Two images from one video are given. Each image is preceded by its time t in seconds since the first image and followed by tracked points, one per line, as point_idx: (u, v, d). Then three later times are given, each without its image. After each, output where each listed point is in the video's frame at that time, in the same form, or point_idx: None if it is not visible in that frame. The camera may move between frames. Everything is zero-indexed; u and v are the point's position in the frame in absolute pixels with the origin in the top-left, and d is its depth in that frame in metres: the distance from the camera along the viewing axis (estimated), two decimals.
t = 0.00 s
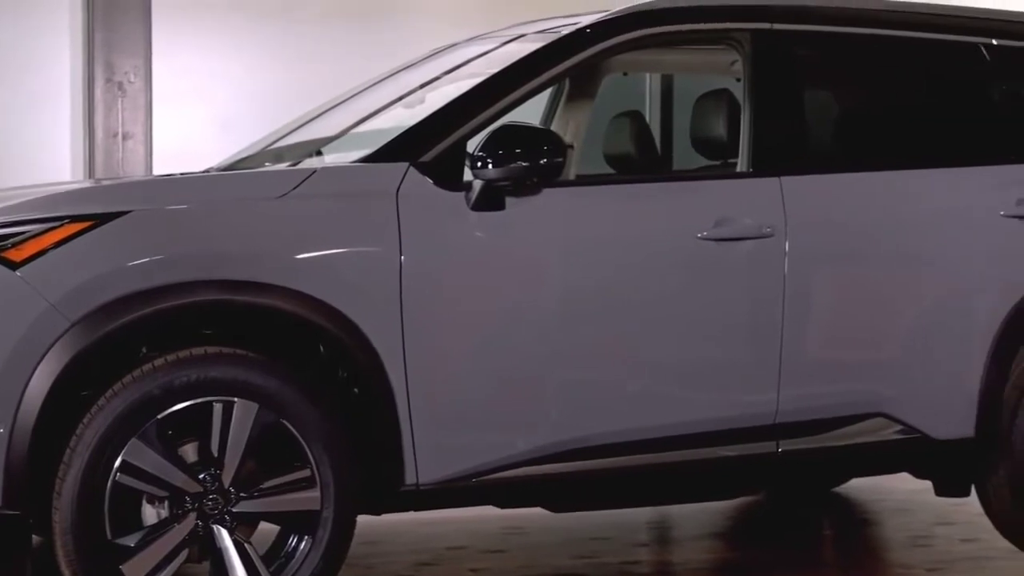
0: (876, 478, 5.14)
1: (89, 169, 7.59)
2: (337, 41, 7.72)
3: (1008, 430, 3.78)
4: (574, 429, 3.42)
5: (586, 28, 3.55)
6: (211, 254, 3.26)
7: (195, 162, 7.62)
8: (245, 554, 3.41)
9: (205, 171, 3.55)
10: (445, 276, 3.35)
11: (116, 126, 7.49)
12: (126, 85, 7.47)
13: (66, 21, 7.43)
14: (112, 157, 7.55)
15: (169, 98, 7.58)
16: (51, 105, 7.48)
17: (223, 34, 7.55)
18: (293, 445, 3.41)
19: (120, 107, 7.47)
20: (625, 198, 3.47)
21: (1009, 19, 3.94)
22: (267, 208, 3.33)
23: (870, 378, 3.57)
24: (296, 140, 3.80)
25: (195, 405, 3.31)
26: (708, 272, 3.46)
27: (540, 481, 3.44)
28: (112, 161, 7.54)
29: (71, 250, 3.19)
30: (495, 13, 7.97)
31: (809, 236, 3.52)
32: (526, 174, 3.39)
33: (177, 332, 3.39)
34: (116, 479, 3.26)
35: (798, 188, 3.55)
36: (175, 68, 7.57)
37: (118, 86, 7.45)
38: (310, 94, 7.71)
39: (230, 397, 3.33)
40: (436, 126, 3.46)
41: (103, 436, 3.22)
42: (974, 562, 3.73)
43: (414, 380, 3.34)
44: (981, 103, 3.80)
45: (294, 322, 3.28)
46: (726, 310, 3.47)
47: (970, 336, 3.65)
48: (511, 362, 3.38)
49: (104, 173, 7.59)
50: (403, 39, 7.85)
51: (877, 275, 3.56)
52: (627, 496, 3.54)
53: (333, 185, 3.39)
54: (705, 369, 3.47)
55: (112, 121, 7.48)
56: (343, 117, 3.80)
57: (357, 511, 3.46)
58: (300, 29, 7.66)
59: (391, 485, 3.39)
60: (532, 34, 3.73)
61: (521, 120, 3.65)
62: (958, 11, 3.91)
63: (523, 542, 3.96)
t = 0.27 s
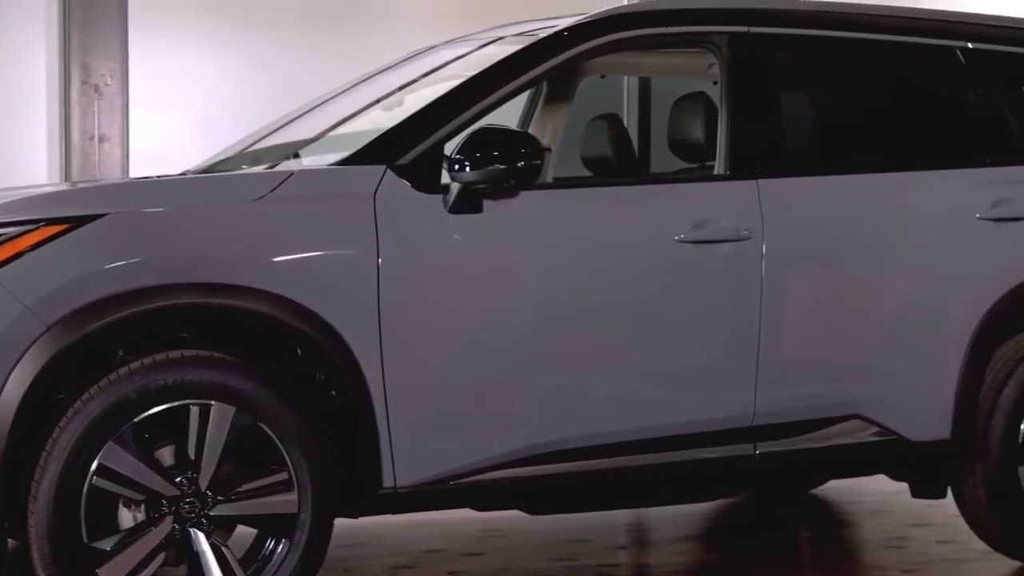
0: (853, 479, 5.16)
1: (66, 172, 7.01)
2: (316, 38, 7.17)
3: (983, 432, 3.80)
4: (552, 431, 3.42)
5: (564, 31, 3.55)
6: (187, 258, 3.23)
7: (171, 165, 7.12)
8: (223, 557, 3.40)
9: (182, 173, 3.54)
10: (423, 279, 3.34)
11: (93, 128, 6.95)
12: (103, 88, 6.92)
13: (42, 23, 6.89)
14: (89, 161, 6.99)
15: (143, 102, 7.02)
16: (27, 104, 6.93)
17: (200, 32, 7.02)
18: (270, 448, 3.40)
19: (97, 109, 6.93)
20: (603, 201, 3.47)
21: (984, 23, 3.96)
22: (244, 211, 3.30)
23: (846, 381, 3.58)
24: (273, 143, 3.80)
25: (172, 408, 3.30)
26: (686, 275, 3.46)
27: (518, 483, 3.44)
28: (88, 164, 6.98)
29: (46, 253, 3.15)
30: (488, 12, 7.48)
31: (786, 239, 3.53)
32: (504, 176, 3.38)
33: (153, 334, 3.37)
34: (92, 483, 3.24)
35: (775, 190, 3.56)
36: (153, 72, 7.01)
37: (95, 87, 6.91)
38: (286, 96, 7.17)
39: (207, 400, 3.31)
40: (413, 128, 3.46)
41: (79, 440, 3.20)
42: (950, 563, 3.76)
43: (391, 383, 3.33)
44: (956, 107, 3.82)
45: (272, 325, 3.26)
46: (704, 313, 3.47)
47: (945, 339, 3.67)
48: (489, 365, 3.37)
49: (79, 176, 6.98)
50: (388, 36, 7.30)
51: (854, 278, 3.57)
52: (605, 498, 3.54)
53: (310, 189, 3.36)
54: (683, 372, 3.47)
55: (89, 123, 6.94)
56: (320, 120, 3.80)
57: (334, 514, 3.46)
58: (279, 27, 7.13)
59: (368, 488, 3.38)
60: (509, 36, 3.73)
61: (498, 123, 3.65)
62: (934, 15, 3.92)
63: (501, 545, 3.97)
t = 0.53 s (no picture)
0: (840, 480, 5.18)
1: (52, 171, 6.90)
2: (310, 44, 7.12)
3: (969, 432, 3.82)
4: (539, 431, 3.42)
5: (551, 31, 3.55)
6: (174, 258, 3.22)
7: (156, 168, 7.02)
8: (210, 558, 3.39)
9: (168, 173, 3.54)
10: (409, 280, 3.34)
11: (79, 129, 6.84)
12: (89, 88, 6.83)
13: (28, 23, 6.77)
14: (74, 161, 6.88)
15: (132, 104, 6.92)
16: (10, 105, 6.80)
17: (190, 37, 6.93)
18: (257, 448, 3.40)
19: (83, 109, 6.83)
20: (590, 202, 3.47)
21: (968, 24, 3.97)
22: (231, 211, 3.29)
23: (832, 381, 3.59)
24: (259, 142, 3.80)
25: (158, 408, 3.29)
26: (673, 275, 3.46)
27: (505, 483, 3.44)
28: (74, 164, 6.87)
29: (32, 253, 3.13)
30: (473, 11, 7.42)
31: (773, 239, 3.53)
32: (491, 176, 3.38)
33: (139, 334, 3.36)
34: (78, 484, 3.22)
35: (761, 191, 3.56)
36: (139, 72, 6.90)
37: (81, 88, 6.81)
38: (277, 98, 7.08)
39: (193, 400, 3.31)
40: (400, 128, 3.45)
41: (65, 440, 3.19)
42: (936, 563, 3.78)
43: (378, 383, 3.33)
44: (941, 107, 3.83)
45: (259, 326, 3.26)
46: (691, 313, 3.47)
47: (931, 338, 3.68)
48: (476, 366, 3.37)
49: (64, 177, 6.87)
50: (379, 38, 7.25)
51: (840, 278, 3.58)
52: (591, 498, 3.54)
53: (296, 189, 3.35)
54: (670, 372, 3.47)
55: (75, 123, 6.83)
56: (307, 120, 3.80)
57: (321, 514, 3.46)
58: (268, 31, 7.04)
59: (355, 488, 3.38)
60: (496, 37, 3.73)
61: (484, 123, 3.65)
62: (919, 15, 3.93)
63: (487, 545, 3.97)
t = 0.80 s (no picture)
0: (822, 480, 5.20)
1: (33, 172, 6.81)
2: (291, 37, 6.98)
3: (948, 431, 3.83)
4: (520, 432, 3.42)
5: (531, 31, 3.55)
6: (153, 258, 3.20)
7: (133, 170, 6.91)
8: (190, 560, 3.37)
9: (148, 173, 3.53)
10: (390, 280, 3.33)
11: (58, 128, 6.79)
12: (69, 87, 6.77)
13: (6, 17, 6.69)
14: (54, 160, 6.82)
15: (113, 102, 6.83)
16: None
17: (168, 36, 6.81)
18: (237, 449, 3.39)
19: (62, 109, 6.77)
20: (571, 202, 3.47)
21: (949, 24, 3.98)
22: (210, 211, 3.28)
23: (812, 380, 3.60)
24: (240, 142, 3.79)
25: (138, 409, 3.28)
26: (653, 275, 3.47)
27: (486, 484, 3.44)
28: (53, 165, 6.81)
29: (11, 253, 3.10)
30: (458, 10, 7.23)
31: (753, 239, 3.54)
32: (472, 176, 3.38)
33: (119, 335, 3.35)
34: (57, 484, 3.21)
35: (742, 191, 3.57)
36: (116, 69, 6.82)
37: (61, 87, 6.76)
38: (255, 91, 6.95)
39: (173, 401, 3.29)
40: (381, 129, 3.45)
41: (44, 441, 3.17)
42: (914, 562, 3.80)
43: (359, 384, 3.32)
44: (920, 107, 3.84)
45: (239, 326, 3.24)
46: (671, 313, 3.48)
47: (910, 338, 3.70)
48: (457, 367, 3.37)
49: (43, 178, 6.81)
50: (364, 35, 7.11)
51: (820, 278, 3.59)
52: (572, 498, 3.54)
53: (276, 189, 3.34)
54: (650, 372, 3.48)
55: (53, 122, 6.78)
56: (287, 120, 3.79)
57: (301, 515, 3.45)
58: (249, 22, 6.89)
59: (335, 489, 3.37)
60: (477, 37, 3.73)
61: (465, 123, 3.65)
62: (900, 16, 3.94)
63: (468, 545, 3.97)
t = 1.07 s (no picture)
0: (801, 480, 5.22)
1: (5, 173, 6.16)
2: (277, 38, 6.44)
3: (927, 432, 3.85)
4: (500, 432, 3.42)
5: (511, 32, 3.55)
6: (133, 259, 3.18)
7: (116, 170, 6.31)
8: (170, 561, 3.37)
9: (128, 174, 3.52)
10: (370, 281, 3.32)
11: (36, 128, 6.15)
12: (48, 87, 6.12)
13: None
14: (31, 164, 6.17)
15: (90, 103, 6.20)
16: None
17: (137, 25, 6.22)
18: (216, 450, 3.38)
19: (41, 109, 6.13)
20: (551, 202, 3.47)
21: (927, 25, 3.99)
22: (190, 212, 3.25)
23: (792, 381, 3.62)
24: (220, 143, 3.78)
25: (116, 410, 3.26)
26: (634, 275, 3.47)
27: (466, 484, 3.44)
28: (31, 166, 6.16)
29: None
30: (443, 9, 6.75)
31: (733, 240, 3.55)
32: (452, 177, 3.37)
33: (97, 336, 3.34)
34: (35, 487, 3.18)
35: (721, 191, 3.58)
36: (95, 69, 6.19)
37: (39, 88, 6.10)
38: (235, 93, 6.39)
39: (152, 402, 3.28)
40: (361, 129, 3.44)
41: (22, 443, 3.15)
42: (894, 562, 3.82)
43: (338, 384, 3.32)
44: (899, 109, 3.86)
45: (218, 327, 3.23)
46: (651, 314, 3.49)
47: (889, 338, 3.71)
48: (437, 368, 3.37)
49: (21, 178, 6.14)
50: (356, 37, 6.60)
51: (800, 279, 3.60)
52: (553, 499, 3.55)
53: (257, 189, 3.32)
54: (630, 373, 3.49)
55: (32, 122, 6.14)
56: (267, 121, 3.79)
57: (280, 516, 3.45)
58: (225, 16, 6.33)
59: (315, 490, 3.37)
60: (456, 37, 3.73)
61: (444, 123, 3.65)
62: (878, 17, 3.95)
63: (449, 546, 3.98)
